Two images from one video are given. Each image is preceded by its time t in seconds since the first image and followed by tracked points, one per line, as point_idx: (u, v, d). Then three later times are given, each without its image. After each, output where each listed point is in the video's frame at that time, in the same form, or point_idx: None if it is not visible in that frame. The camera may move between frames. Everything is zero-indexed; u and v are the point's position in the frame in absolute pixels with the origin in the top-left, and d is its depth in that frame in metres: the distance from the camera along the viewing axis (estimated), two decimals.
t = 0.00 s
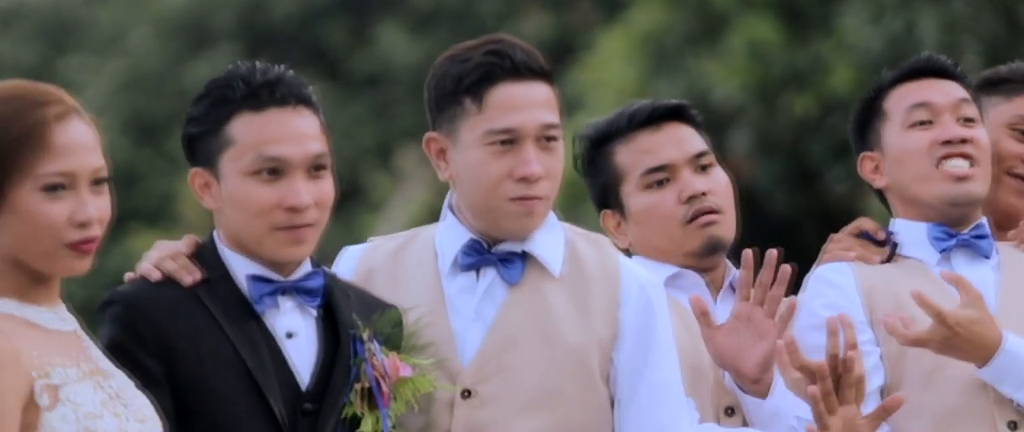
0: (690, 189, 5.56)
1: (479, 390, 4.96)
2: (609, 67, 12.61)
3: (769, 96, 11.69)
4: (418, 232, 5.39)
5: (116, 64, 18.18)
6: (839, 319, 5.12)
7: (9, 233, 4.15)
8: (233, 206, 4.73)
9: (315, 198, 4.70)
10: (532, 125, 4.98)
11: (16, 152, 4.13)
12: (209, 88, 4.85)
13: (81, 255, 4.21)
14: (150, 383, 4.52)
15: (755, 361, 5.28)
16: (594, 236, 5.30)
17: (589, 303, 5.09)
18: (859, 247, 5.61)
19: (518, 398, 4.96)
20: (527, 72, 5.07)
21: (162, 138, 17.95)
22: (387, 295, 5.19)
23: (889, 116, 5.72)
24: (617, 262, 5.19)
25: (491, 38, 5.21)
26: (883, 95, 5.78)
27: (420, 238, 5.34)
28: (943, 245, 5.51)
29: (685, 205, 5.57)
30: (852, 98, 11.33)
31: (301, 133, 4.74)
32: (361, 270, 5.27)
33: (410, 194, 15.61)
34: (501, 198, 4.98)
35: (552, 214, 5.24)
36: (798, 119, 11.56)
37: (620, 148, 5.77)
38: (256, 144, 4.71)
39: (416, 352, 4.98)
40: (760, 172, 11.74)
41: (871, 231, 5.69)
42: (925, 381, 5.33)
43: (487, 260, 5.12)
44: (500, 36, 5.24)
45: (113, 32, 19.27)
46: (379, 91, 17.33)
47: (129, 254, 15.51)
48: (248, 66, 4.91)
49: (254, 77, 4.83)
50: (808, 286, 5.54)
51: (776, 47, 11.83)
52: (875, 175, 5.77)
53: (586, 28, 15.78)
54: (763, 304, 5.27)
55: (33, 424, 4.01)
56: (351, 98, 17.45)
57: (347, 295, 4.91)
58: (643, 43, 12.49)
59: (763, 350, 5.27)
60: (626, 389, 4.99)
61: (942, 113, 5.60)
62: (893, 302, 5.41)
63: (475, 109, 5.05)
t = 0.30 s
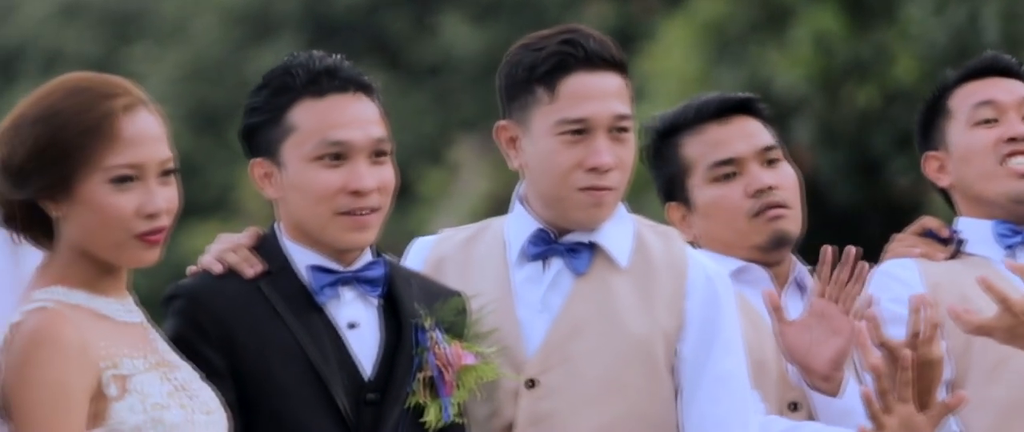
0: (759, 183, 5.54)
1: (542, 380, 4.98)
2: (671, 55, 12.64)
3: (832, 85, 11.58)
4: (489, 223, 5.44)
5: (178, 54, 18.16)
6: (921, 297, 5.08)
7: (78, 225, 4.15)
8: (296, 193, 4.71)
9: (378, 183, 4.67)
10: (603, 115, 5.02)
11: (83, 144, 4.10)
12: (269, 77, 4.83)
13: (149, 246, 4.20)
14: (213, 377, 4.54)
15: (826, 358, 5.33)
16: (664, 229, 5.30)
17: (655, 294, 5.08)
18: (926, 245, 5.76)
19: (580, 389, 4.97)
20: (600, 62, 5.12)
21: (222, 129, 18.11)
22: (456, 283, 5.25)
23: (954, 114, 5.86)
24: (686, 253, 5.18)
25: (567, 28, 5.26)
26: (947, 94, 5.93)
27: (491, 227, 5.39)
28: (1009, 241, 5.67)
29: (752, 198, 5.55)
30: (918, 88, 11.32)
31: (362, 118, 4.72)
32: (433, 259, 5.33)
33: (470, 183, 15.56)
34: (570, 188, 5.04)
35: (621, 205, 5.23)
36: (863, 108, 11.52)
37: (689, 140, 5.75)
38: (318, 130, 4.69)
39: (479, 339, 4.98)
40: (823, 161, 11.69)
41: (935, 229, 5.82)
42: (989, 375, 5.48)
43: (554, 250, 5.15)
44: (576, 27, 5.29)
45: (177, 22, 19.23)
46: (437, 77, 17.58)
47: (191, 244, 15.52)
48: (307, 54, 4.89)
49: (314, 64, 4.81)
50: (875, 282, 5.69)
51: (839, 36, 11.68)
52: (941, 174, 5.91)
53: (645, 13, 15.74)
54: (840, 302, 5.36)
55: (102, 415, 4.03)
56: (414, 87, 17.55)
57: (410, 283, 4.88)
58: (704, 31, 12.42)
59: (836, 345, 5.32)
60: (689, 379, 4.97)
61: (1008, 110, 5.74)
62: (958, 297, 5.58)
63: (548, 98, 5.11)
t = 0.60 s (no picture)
0: (825, 182, 5.55)
1: (599, 376, 5.02)
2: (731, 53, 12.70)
3: (892, 82, 11.56)
4: (549, 218, 5.48)
5: (237, 48, 18.21)
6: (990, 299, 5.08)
7: (149, 219, 4.20)
8: (362, 185, 4.74)
9: (443, 175, 4.71)
10: (664, 111, 5.05)
11: (154, 136, 4.15)
12: (333, 72, 4.87)
13: (217, 241, 4.25)
14: (278, 373, 4.58)
15: (896, 355, 5.29)
16: (723, 226, 5.32)
17: (713, 292, 5.10)
18: (986, 246, 5.83)
19: (638, 384, 5.01)
20: (663, 59, 5.14)
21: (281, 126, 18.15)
22: (518, 278, 5.29)
23: (1012, 116, 5.87)
24: (745, 250, 5.20)
25: (630, 24, 5.29)
26: (1004, 96, 5.95)
27: (551, 222, 5.43)
28: None
29: (818, 197, 5.57)
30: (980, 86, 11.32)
31: (427, 111, 4.77)
32: (494, 254, 5.37)
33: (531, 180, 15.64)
34: (629, 183, 5.07)
35: (681, 202, 5.26)
36: (922, 104, 11.42)
37: (755, 136, 5.78)
38: (383, 122, 4.73)
39: (543, 333, 5.05)
40: (883, 158, 11.58)
41: (995, 231, 5.90)
42: None
43: (613, 246, 5.19)
44: (639, 22, 5.32)
45: (235, 20, 19.36)
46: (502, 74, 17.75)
47: (253, 239, 15.59)
48: (371, 50, 4.93)
49: (376, 59, 4.86)
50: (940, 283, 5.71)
51: (899, 32, 11.67)
52: (999, 176, 5.89)
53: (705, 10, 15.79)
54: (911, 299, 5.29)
55: (169, 408, 4.09)
56: (472, 83, 17.70)
57: (472, 277, 4.91)
58: (764, 27, 12.46)
59: (906, 345, 5.27)
60: (746, 375, 5.00)
61: None
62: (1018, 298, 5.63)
63: (609, 92, 5.14)
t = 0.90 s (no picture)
0: (894, 180, 5.56)
1: (664, 373, 5.04)
2: (798, 50, 12.70)
3: (960, 77, 11.50)
4: (612, 213, 5.51)
5: (305, 43, 18.27)
6: None
7: (232, 187, 4.27)
8: (434, 183, 4.76)
9: (515, 172, 4.73)
10: (730, 108, 5.05)
11: (263, 110, 4.30)
12: (404, 70, 4.89)
13: (293, 232, 4.30)
14: (350, 368, 4.61)
15: (959, 352, 5.32)
16: (786, 221, 5.34)
17: (778, 289, 5.12)
18: None
19: (705, 381, 5.03)
20: (728, 56, 5.15)
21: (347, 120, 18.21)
22: (580, 275, 5.31)
23: None
24: (808, 246, 5.22)
25: (695, 19, 5.30)
26: None
27: (615, 217, 5.45)
28: None
29: (886, 195, 5.58)
30: None
31: (498, 108, 4.78)
32: (555, 250, 5.39)
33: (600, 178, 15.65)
34: (695, 180, 5.09)
35: (744, 199, 5.28)
36: (992, 98, 11.37)
37: (824, 130, 5.78)
38: (455, 120, 4.75)
39: (612, 331, 5.03)
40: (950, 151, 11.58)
41: None
42: None
43: (677, 243, 5.20)
44: (704, 18, 5.33)
45: (302, 17, 19.55)
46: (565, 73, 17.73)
47: (318, 235, 15.61)
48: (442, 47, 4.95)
49: (447, 56, 4.87)
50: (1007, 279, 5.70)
51: (967, 25, 11.55)
52: None
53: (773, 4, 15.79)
54: (976, 295, 5.34)
55: (235, 400, 4.13)
56: (537, 79, 17.80)
57: (543, 275, 4.93)
58: (831, 22, 12.46)
59: (970, 341, 5.31)
60: (813, 368, 5.00)
61: None
62: None
63: (674, 89, 5.15)
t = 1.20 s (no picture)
0: (958, 171, 5.55)
1: (724, 364, 5.06)
2: (864, 42, 12.66)
3: None
4: (673, 203, 5.52)
5: (369, 33, 18.37)
6: None
7: (312, 172, 4.31)
8: (504, 176, 4.77)
9: (585, 167, 4.72)
10: (790, 99, 5.06)
11: (354, 102, 4.37)
12: (477, 61, 4.91)
13: (369, 227, 4.31)
14: (419, 357, 4.63)
15: None
16: (846, 212, 5.33)
17: (839, 279, 5.11)
18: None
19: (770, 374, 5.03)
20: (786, 46, 5.16)
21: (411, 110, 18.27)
22: (641, 265, 5.34)
23: None
24: (868, 234, 5.21)
25: (755, 9, 5.31)
26: None
27: (675, 208, 5.46)
28: None
29: (950, 186, 5.56)
30: None
31: (569, 102, 4.77)
32: (615, 239, 5.42)
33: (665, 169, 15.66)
34: (753, 171, 5.09)
35: (803, 188, 5.27)
36: None
37: (887, 120, 5.76)
38: (525, 114, 4.75)
39: (678, 327, 5.09)
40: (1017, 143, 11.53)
41: None
42: None
43: (736, 233, 5.21)
44: (763, 8, 5.34)
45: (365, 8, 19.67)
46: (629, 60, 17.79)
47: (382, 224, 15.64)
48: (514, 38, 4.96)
49: (519, 48, 4.88)
50: None
51: None
52: None
53: None
54: None
55: (298, 389, 4.15)
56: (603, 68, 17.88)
57: (612, 267, 4.96)
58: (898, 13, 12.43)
59: None
60: (873, 358, 5.02)
61: None
62: None
63: (733, 81, 5.16)
